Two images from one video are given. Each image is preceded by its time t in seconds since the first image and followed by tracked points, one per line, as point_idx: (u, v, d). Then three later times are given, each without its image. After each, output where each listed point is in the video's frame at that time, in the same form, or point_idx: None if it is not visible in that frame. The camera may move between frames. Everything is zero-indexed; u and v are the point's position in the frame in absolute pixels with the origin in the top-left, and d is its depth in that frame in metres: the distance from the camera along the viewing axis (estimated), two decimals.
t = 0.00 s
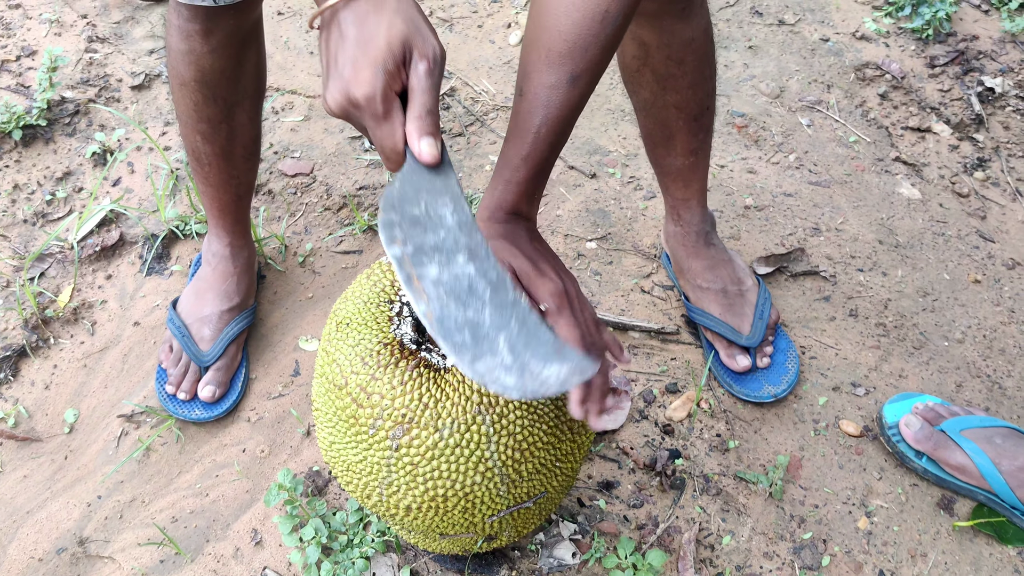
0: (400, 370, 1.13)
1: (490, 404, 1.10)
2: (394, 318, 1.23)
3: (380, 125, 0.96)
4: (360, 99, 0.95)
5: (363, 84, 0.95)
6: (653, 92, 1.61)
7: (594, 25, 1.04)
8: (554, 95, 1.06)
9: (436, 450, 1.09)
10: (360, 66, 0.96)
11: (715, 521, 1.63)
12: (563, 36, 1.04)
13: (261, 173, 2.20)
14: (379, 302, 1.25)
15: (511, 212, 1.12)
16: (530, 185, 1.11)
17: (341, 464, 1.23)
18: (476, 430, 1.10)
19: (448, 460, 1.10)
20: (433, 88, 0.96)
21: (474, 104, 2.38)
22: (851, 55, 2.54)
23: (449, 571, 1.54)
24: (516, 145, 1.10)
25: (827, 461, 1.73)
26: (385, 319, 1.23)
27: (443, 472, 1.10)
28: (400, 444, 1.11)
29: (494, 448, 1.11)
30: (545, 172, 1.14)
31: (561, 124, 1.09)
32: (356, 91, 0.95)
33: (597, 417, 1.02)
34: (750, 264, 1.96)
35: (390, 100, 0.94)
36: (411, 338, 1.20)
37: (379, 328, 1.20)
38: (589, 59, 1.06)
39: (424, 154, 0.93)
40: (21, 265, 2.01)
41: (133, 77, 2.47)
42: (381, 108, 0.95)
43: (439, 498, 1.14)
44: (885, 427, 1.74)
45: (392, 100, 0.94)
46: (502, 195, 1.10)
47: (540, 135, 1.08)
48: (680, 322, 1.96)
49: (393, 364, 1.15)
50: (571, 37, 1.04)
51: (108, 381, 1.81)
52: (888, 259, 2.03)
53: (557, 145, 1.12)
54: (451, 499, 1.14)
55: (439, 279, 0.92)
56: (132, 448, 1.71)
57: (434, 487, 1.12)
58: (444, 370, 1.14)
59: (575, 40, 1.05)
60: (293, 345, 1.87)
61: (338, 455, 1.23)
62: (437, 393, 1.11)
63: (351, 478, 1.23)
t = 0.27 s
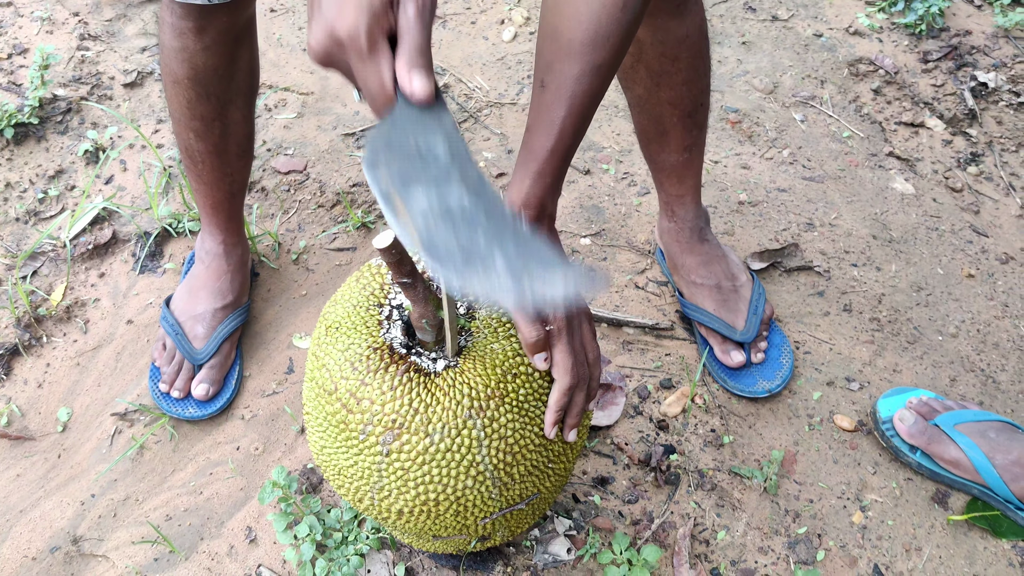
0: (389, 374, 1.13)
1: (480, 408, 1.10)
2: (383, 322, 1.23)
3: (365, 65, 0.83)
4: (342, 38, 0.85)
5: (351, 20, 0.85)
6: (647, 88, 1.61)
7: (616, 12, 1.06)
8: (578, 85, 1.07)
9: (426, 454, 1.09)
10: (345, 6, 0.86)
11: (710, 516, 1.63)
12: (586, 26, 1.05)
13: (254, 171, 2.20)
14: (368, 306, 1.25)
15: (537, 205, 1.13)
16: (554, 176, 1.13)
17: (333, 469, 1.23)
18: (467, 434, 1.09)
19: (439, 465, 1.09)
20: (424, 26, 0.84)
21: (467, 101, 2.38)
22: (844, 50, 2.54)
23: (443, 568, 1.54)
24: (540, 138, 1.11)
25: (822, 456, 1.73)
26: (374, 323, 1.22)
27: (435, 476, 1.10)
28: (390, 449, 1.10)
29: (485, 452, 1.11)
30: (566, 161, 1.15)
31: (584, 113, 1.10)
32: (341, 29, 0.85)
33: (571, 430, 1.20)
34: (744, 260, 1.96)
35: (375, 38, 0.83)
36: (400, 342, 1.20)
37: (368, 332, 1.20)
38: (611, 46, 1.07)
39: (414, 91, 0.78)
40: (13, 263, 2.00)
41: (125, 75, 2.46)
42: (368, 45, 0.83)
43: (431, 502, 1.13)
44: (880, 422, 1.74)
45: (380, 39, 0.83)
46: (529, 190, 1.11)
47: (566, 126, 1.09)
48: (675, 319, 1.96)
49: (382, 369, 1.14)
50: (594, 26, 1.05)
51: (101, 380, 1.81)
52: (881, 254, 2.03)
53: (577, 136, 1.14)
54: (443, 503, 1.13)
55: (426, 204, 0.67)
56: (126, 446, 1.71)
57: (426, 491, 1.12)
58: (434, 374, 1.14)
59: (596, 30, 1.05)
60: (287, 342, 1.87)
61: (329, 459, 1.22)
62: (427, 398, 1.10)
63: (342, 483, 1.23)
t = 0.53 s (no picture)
0: (376, 378, 1.13)
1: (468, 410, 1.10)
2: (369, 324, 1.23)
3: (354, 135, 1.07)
4: (332, 117, 1.06)
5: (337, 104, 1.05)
6: (642, 87, 1.61)
7: (598, 21, 1.08)
8: (561, 93, 1.12)
9: (414, 457, 1.09)
10: (333, 85, 1.05)
11: (704, 514, 1.63)
12: (569, 36, 1.08)
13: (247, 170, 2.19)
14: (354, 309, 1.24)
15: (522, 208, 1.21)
16: (538, 179, 1.19)
17: (322, 471, 1.23)
18: (454, 435, 1.09)
19: (427, 467, 1.09)
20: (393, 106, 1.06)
21: (460, 99, 2.38)
22: (837, 47, 2.54)
23: (437, 567, 1.54)
24: (524, 144, 1.16)
25: (815, 453, 1.73)
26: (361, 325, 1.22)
27: (423, 479, 1.10)
28: (378, 452, 1.11)
29: (473, 454, 1.11)
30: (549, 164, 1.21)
31: (566, 119, 1.16)
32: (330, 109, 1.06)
33: (560, 426, 1.19)
34: (737, 257, 1.96)
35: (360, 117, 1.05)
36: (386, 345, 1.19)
37: (354, 336, 1.20)
38: (594, 55, 1.11)
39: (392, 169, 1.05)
40: (5, 263, 2.00)
41: (117, 74, 2.45)
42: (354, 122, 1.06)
43: (420, 503, 1.13)
44: (872, 418, 1.74)
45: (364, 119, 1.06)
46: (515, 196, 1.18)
47: (549, 134, 1.14)
48: (668, 316, 1.97)
49: (369, 372, 1.14)
50: (576, 36, 1.08)
51: (94, 380, 1.81)
52: (874, 251, 2.03)
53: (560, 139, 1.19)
54: (432, 505, 1.14)
55: (387, 293, 1.02)
56: (119, 447, 1.70)
57: (415, 493, 1.12)
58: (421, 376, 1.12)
59: (579, 39, 1.09)
60: (280, 341, 1.87)
61: (318, 462, 1.22)
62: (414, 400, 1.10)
63: (332, 485, 1.23)
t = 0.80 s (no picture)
0: (369, 377, 1.13)
1: (462, 409, 1.10)
2: (362, 323, 1.23)
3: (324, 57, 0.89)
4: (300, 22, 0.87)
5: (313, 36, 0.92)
6: (637, 85, 1.61)
7: (589, 20, 1.08)
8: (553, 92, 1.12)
9: (408, 457, 1.09)
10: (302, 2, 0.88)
11: (699, 510, 1.64)
12: (561, 34, 1.08)
13: (241, 168, 2.19)
14: (347, 308, 1.25)
15: (514, 205, 1.22)
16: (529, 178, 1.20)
17: (316, 471, 1.23)
18: (448, 435, 1.09)
19: (421, 466, 1.09)
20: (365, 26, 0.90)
21: (455, 97, 2.38)
22: (830, 44, 2.55)
23: (432, 564, 1.54)
24: (516, 143, 1.16)
25: (810, 448, 1.74)
26: (353, 325, 1.22)
27: (417, 478, 1.10)
28: (371, 452, 1.10)
29: (468, 453, 1.11)
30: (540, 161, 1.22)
31: (558, 118, 1.16)
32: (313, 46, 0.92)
33: (555, 421, 1.20)
34: (731, 254, 1.97)
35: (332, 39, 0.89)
36: (380, 344, 1.19)
37: (347, 335, 1.20)
38: (585, 53, 1.11)
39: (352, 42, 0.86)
40: None
41: (110, 73, 2.45)
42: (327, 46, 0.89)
43: (415, 503, 1.13)
44: (867, 414, 1.75)
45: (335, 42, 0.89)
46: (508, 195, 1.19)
47: (541, 133, 1.15)
48: (662, 313, 1.97)
49: (362, 372, 1.14)
50: (569, 35, 1.08)
51: (88, 379, 1.80)
52: (868, 247, 2.04)
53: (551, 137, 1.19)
54: (427, 504, 1.13)
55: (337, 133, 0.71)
56: (113, 446, 1.70)
57: (409, 493, 1.12)
58: (414, 375, 1.14)
59: (570, 38, 1.08)
60: (275, 340, 1.87)
61: (312, 462, 1.22)
62: (408, 400, 1.10)
63: (326, 485, 1.23)
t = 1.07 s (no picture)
0: (355, 382, 1.13)
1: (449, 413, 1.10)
2: (348, 328, 1.22)
3: (369, 129, 1.11)
4: (344, 110, 1.09)
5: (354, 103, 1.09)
6: (631, 84, 1.61)
7: (576, 21, 1.09)
8: (540, 93, 1.11)
9: (396, 461, 1.09)
10: (345, 78, 1.09)
11: (694, 508, 1.64)
12: (547, 36, 1.08)
13: (235, 168, 2.19)
14: (332, 313, 1.24)
15: (501, 206, 1.20)
16: (517, 178, 1.19)
17: (306, 475, 1.23)
18: (435, 439, 1.09)
19: (409, 470, 1.09)
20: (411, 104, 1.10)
21: (449, 95, 2.38)
22: (825, 42, 2.55)
23: (427, 563, 1.54)
24: (504, 143, 1.16)
25: (804, 446, 1.74)
26: (339, 329, 1.21)
27: (405, 482, 1.10)
28: (359, 457, 1.11)
29: (455, 456, 1.11)
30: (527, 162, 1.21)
31: (546, 118, 1.15)
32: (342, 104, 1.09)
33: (544, 423, 1.19)
34: (725, 252, 1.97)
35: (371, 110, 1.08)
36: (366, 348, 1.18)
37: (333, 340, 1.19)
38: (573, 54, 1.11)
39: (403, 163, 1.06)
40: None
41: (103, 72, 2.44)
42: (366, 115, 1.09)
43: (403, 507, 1.14)
44: (861, 412, 1.75)
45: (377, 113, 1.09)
46: (496, 195, 1.17)
47: (529, 133, 1.14)
48: (656, 311, 1.97)
49: (348, 377, 1.14)
50: (556, 35, 1.08)
51: (82, 379, 1.80)
52: (862, 245, 2.04)
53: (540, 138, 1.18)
54: (415, 507, 1.14)
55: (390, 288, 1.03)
56: (107, 446, 1.70)
57: (397, 497, 1.12)
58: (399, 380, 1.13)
59: (558, 39, 1.09)
60: (269, 339, 1.87)
61: (301, 466, 1.23)
62: (394, 404, 1.10)
63: (316, 489, 1.23)
